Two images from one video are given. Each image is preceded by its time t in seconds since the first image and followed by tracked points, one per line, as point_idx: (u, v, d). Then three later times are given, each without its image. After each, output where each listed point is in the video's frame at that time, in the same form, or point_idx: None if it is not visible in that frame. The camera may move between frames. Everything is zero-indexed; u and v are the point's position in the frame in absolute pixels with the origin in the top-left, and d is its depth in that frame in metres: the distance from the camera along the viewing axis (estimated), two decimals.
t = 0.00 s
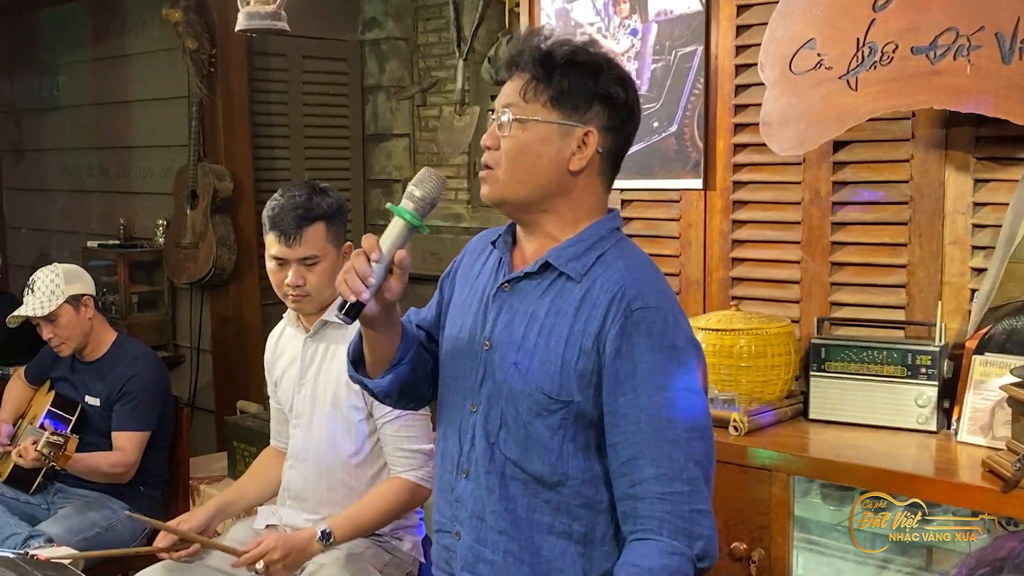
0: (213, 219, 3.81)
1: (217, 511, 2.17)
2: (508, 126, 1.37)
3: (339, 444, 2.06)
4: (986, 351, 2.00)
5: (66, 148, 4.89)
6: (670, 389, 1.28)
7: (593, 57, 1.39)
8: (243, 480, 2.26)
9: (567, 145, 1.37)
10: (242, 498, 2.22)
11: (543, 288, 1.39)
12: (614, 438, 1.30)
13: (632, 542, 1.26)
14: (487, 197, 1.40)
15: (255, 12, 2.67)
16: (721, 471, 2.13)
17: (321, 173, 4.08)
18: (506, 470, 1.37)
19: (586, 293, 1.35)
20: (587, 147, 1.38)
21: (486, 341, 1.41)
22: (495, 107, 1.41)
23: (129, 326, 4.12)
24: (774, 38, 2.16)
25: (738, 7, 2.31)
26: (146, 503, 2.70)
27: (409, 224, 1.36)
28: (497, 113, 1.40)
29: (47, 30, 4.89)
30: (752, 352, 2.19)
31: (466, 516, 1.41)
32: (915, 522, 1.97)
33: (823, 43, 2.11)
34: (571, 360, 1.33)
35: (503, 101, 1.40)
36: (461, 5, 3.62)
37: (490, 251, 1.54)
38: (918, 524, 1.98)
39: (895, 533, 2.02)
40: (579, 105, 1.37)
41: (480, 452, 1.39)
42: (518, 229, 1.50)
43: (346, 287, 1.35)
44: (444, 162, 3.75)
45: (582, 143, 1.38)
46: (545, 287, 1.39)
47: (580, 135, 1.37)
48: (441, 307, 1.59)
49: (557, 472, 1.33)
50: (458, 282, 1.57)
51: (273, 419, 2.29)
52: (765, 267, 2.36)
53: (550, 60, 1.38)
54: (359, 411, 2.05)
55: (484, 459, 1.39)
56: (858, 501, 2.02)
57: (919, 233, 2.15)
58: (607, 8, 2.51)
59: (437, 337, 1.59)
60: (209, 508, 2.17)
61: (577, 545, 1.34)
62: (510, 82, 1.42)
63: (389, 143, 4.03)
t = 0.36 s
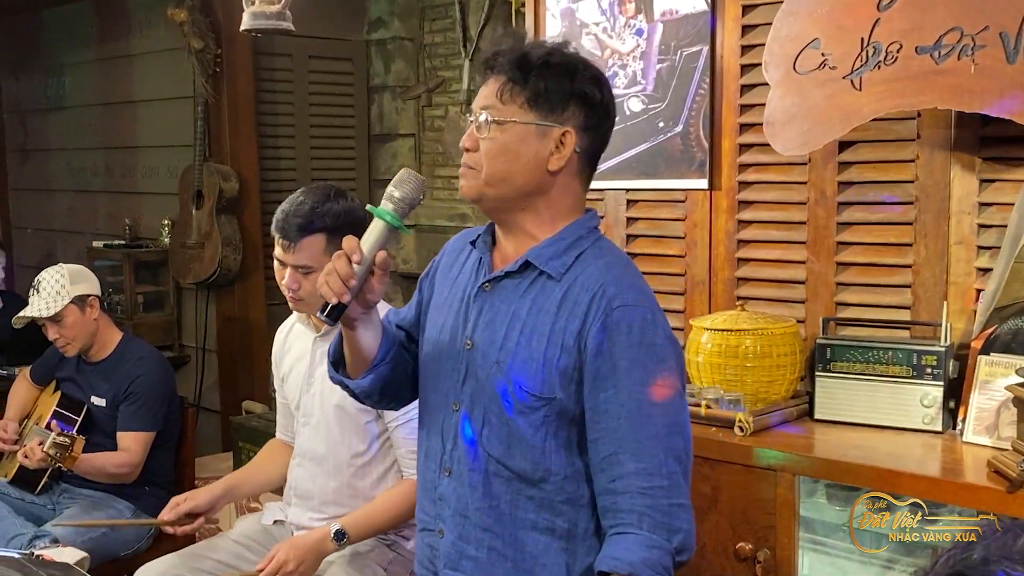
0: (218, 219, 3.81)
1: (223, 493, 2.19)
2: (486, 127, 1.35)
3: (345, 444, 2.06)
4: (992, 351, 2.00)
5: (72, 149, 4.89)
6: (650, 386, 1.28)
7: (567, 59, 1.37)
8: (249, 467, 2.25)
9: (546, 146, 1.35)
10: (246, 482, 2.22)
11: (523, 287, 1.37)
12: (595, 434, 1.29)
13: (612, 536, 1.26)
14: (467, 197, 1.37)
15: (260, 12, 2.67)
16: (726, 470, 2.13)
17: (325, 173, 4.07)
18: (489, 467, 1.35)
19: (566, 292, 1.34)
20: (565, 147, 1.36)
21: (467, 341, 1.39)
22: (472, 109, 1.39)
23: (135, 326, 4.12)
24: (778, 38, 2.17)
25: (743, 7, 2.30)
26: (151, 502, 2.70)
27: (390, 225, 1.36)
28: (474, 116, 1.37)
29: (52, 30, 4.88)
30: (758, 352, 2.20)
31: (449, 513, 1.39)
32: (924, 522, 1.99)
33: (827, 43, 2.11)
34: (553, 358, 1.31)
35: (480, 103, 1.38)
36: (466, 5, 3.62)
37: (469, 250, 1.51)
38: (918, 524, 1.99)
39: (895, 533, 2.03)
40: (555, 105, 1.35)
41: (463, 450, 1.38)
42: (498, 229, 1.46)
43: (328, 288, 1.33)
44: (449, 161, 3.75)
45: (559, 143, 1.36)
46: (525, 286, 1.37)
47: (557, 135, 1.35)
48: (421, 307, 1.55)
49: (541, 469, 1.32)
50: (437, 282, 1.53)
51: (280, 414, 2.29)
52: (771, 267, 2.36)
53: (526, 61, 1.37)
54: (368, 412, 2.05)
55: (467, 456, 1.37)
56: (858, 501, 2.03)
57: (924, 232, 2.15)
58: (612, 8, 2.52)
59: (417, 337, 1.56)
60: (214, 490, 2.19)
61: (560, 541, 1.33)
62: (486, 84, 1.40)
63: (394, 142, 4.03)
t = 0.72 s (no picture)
0: (223, 219, 3.81)
1: (229, 502, 2.17)
2: (487, 130, 1.35)
3: (350, 445, 2.06)
4: (997, 351, 2.00)
5: (77, 149, 4.89)
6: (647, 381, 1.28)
7: (568, 61, 1.36)
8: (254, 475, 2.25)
9: (546, 147, 1.35)
10: (253, 490, 2.22)
11: (520, 286, 1.37)
12: (593, 431, 1.29)
13: (612, 532, 1.25)
14: (466, 197, 1.37)
15: (266, 12, 2.67)
16: (732, 470, 2.13)
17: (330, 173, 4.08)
18: (489, 467, 1.34)
19: (563, 289, 1.33)
20: (565, 149, 1.36)
21: (465, 341, 1.39)
22: (472, 111, 1.38)
23: (140, 327, 4.10)
24: (785, 38, 2.16)
25: (749, 7, 2.30)
26: (156, 502, 2.70)
27: (393, 224, 1.35)
28: (475, 117, 1.37)
29: (57, 30, 4.88)
30: (763, 352, 2.19)
31: (448, 513, 1.39)
32: (929, 522, 1.98)
33: (833, 43, 2.11)
34: (551, 356, 1.31)
35: (480, 105, 1.37)
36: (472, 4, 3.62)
37: (465, 251, 1.51)
38: (919, 524, 1.99)
39: (895, 533, 2.04)
40: (556, 107, 1.35)
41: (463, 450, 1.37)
42: (495, 227, 1.46)
43: (330, 287, 1.32)
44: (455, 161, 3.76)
45: (560, 145, 1.35)
46: (521, 285, 1.37)
47: (558, 137, 1.35)
48: (419, 307, 1.55)
49: (541, 467, 1.31)
50: (434, 282, 1.53)
51: (286, 415, 2.28)
52: (776, 267, 2.36)
53: (527, 63, 1.36)
54: (374, 414, 2.04)
55: (466, 456, 1.37)
56: (861, 501, 2.03)
57: (930, 233, 2.15)
58: (618, 8, 2.52)
59: (415, 337, 1.55)
60: (222, 496, 2.17)
61: (561, 539, 1.32)
62: (487, 86, 1.39)
63: (400, 143, 4.04)
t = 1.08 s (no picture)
0: (229, 219, 3.82)
1: (233, 501, 2.17)
2: (509, 126, 1.34)
3: (357, 445, 2.06)
4: (1003, 350, 2.00)
5: (82, 148, 4.89)
6: (672, 382, 1.26)
7: (593, 57, 1.35)
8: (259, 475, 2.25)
9: (569, 144, 1.33)
10: (256, 490, 2.22)
11: (545, 286, 1.37)
12: (617, 433, 1.27)
13: (635, 537, 1.24)
14: (493, 204, 1.36)
15: (272, 12, 2.67)
16: (738, 470, 2.13)
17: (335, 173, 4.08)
18: (513, 468, 1.34)
19: (588, 289, 1.33)
20: (589, 146, 1.34)
21: (490, 341, 1.39)
22: (495, 107, 1.37)
23: (146, 327, 4.13)
24: (792, 38, 2.17)
25: (755, 7, 2.30)
26: (161, 502, 2.70)
27: (410, 226, 1.34)
28: (497, 113, 1.36)
29: (63, 29, 4.88)
30: (769, 352, 2.19)
31: (472, 514, 1.38)
32: (933, 521, 1.98)
33: (840, 42, 2.11)
34: (575, 357, 1.30)
35: (504, 100, 1.36)
36: (477, 5, 3.64)
37: (492, 250, 1.50)
38: (919, 524, 2.00)
39: (895, 533, 2.04)
40: (580, 104, 1.33)
41: (487, 451, 1.37)
42: (521, 227, 1.46)
43: (349, 291, 1.33)
44: (460, 161, 3.77)
45: (583, 141, 1.34)
46: (547, 285, 1.36)
47: (582, 134, 1.33)
48: (446, 308, 1.54)
49: (564, 469, 1.31)
50: (461, 282, 1.53)
51: (292, 417, 2.28)
52: (782, 267, 2.36)
53: (551, 58, 1.35)
54: (378, 414, 2.04)
55: (489, 457, 1.36)
56: (866, 501, 2.03)
57: (935, 233, 2.15)
58: (623, 8, 2.51)
59: (442, 339, 1.55)
60: (225, 496, 2.17)
61: (585, 542, 1.31)
62: (510, 82, 1.38)
63: (405, 142, 4.05)
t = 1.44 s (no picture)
0: (235, 219, 3.82)
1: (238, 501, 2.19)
2: (534, 128, 1.33)
3: (363, 447, 2.06)
4: (1008, 350, 1.99)
5: (87, 149, 4.90)
6: (706, 385, 1.24)
7: (617, 56, 1.33)
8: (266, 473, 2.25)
9: (595, 145, 1.32)
10: (262, 489, 2.23)
11: (574, 288, 1.35)
12: (649, 438, 1.25)
13: (668, 542, 1.22)
14: (518, 204, 1.35)
15: (277, 12, 2.67)
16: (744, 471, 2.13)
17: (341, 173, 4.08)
18: (542, 472, 1.32)
19: (618, 292, 1.31)
20: (615, 147, 1.33)
21: (518, 343, 1.37)
22: (520, 109, 1.36)
23: (151, 326, 4.12)
24: (796, 38, 2.16)
25: (760, 7, 2.30)
26: (167, 502, 2.70)
27: (447, 224, 1.32)
28: (523, 116, 1.34)
29: (68, 29, 4.89)
30: (774, 352, 2.18)
31: (499, 518, 1.37)
32: (939, 521, 1.98)
33: (844, 42, 2.11)
34: (605, 360, 1.28)
35: (528, 102, 1.35)
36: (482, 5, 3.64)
37: (520, 251, 1.49)
38: (919, 523, 2.00)
39: (895, 533, 2.04)
40: (605, 104, 1.31)
41: (515, 455, 1.35)
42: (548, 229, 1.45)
43: (384, 287, 1.32)
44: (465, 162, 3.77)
45: (609, 142, 1.32)
46: (576, 287, 1.35)
47: (607, 134, 1.32)
48: (474, 309, 1.54)
49: (594, 473, 1.29)
50: (489, 283, 1.52)
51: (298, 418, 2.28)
52: (787, 267, 2.36)
53: (573, 59, 1.33)
54: (382, 415, 2.04)
55: (517, 461, 1.35)
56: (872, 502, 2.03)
57: (941, 233, 2.14)
58: (629, 8, 2.52)
59: (470, 340, 1.54)
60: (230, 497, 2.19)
61: (614, 547, 1.30)
62: (534, 83, 1.37)
63: (410, 143, 4.05)
